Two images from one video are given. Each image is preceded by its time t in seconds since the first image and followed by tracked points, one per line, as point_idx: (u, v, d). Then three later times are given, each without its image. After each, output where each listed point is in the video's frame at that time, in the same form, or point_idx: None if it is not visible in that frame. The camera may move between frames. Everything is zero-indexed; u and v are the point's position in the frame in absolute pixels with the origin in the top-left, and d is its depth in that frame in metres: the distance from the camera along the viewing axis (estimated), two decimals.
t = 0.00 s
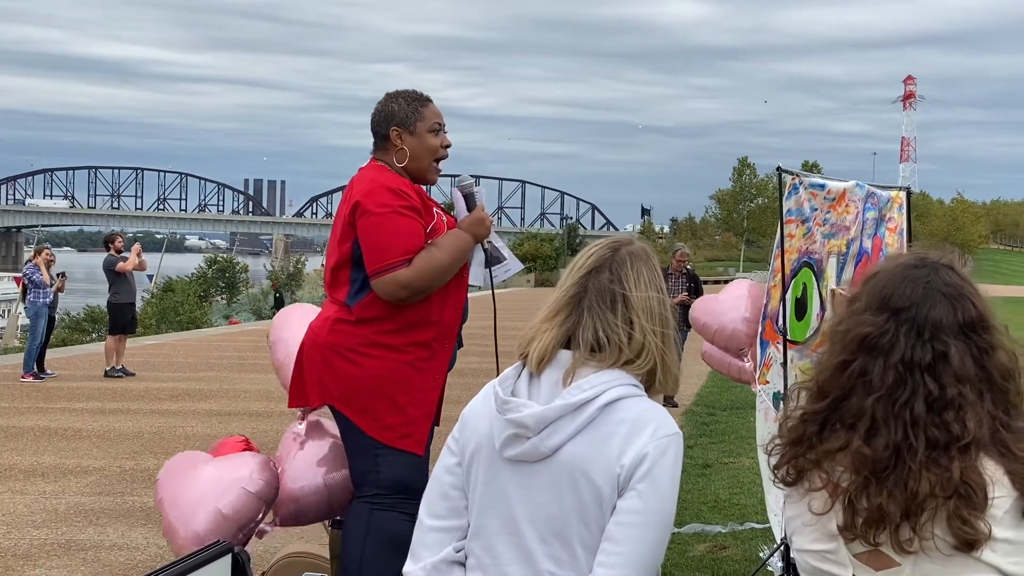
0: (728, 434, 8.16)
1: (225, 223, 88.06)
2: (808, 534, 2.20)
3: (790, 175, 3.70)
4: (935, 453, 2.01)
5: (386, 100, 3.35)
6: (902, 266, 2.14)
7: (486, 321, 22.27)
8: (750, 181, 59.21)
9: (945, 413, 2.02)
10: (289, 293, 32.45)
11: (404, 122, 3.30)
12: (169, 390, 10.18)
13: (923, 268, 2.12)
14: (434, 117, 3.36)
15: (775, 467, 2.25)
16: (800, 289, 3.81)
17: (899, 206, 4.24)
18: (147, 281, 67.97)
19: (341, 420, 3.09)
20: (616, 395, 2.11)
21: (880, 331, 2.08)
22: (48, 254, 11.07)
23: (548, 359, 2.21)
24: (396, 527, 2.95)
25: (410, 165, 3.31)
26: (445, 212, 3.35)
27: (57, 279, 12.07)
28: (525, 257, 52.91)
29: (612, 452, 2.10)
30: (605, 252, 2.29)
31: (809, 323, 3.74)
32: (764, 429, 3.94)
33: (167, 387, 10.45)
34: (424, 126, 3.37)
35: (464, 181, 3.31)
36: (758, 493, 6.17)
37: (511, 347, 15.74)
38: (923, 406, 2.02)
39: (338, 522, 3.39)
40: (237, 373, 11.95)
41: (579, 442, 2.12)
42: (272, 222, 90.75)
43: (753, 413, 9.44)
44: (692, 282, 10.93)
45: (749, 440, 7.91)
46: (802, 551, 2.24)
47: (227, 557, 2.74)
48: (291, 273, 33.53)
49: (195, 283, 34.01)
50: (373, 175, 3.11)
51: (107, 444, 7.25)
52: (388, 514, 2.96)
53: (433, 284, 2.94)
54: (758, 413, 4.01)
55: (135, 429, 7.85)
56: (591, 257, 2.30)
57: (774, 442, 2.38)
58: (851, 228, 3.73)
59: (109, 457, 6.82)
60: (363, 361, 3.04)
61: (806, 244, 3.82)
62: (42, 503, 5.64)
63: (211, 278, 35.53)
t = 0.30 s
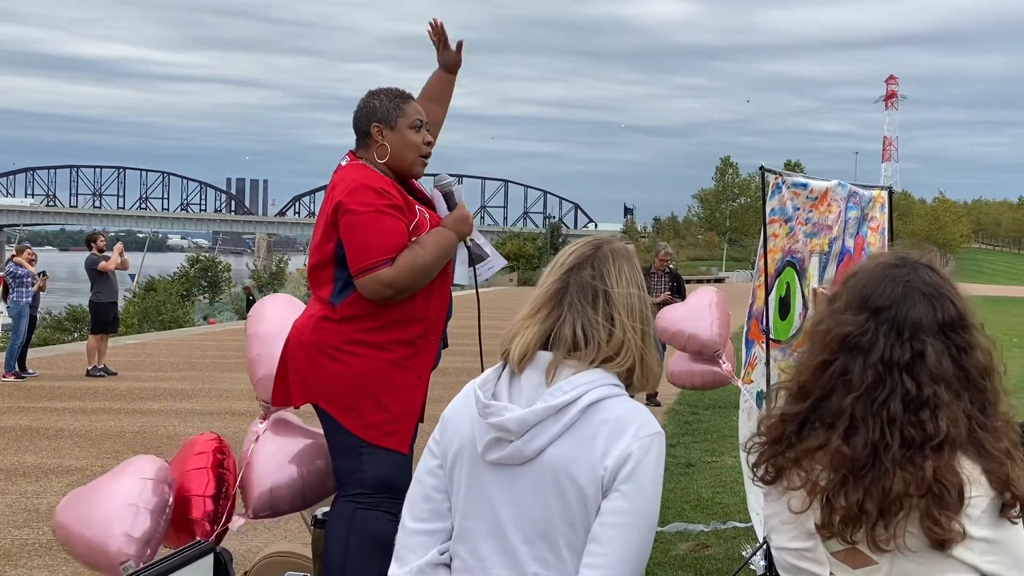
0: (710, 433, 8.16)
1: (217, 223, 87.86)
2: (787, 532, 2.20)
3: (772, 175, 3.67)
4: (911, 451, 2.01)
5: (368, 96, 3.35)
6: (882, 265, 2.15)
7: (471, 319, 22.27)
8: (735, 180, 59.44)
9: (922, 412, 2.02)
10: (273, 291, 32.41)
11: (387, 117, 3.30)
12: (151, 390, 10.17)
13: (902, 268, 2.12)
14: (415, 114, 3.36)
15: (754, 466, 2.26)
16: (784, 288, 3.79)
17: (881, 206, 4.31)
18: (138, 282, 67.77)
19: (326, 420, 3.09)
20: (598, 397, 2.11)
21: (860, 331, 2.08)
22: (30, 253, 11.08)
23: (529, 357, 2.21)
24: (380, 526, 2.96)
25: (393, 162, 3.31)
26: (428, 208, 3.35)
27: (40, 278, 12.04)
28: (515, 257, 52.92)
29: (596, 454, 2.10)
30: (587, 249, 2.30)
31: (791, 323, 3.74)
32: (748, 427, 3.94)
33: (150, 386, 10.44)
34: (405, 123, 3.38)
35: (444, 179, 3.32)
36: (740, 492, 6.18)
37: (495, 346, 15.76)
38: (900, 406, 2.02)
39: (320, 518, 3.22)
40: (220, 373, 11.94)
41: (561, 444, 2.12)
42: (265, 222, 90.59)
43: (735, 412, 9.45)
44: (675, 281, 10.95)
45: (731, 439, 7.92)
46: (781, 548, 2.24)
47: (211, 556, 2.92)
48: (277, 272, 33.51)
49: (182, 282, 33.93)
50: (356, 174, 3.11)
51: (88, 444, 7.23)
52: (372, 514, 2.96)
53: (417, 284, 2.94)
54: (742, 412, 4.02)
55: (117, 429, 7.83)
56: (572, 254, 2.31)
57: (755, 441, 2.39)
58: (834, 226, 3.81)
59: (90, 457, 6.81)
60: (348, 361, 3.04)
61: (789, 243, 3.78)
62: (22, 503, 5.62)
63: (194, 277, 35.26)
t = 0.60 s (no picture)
0: (694, 433, 8.18)
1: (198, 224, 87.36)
2: (769, 531, 2.21)
3: (756, 175, 3.66)
4: (896, 453, 2.02)
5: (353, 96, 3.34)
6: (871, 266, 2.16)
7: (454, 318, 22.23)
8: (717, 180, 59.81)
9: (909, 414, 2.04)
10: (255, 291, 32.24)
11: (371, 120, 3.30)
12: (134, 389, 10.10)
13: (891, 270, 2.13)
14: (400, 116, 3.35)
15: (737, 464, 2.27)
16: (767, 288, 3.79)
17: (863, 204, 4.42)
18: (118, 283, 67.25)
19: (312, 421, 3.09)
20: (585, 398, 2.12)
21: (850, 334, 2.09)
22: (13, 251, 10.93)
23: (515, 358, 2.21)
24: (366, 525, 2.97)
25: (376, 165, 3.30)
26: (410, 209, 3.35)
27: (20, 277, 11.93)
28: (498, 258, 52.91)
29: (584, 455, 2.11)
30: (570, 250, 2.31)
31: (774, 322, 3.81)
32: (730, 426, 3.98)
33: (132, 386, 10.37)
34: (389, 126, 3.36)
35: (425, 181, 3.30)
36: (723, 491, 6.21)
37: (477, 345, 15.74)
38: (889, 408, 2.04)
39: (304, 518, 3.22)
40: (203, 373, 11.87)
41: (549, 445, 2.12)
42: (246, 223, 90.17)
43: (718, 411, 9.48)
44: (658, 280, 10.96)
45: (714, 438, 7.94)
46: (762, 547, 2.25)
47: (200, 555, 3.04)
48: (258, 272, 33.34)
49: (164, 281, 33.71)
50: (339, 177, 3.10)
51: (69, 444, 7.19)
52: (359, 514, 2.97)
53: (402, 287, 2.94)
54: (726, 411, 4.04)
55: (99, 429, 7.78)
56: (556, 255, 2.31)
57: (738, 440, 2.40)
58: (815, 226, 3.98)
59: (71, 457, 6.76)
60: (334, 362, 3.04)
61: (772, 243, 3.76)
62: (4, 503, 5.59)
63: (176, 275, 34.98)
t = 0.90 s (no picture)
0: (678, 432, 8.20)
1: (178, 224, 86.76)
2: (755, 528, 2.22)
3: (740, 174, 3.70)
4: (885, 449, 2.04)
5: (341, 94, 3.33)
6: (856, 264, 2.17)
7: (438, 318, 22.17)
8: (699, 180, 60.06)
9: (897, 410, 2.06)
10: (237, 291, 32.06)
11: (358, 119, 3.29)
12: (116, 389, 10.02)
13: (877, 267, 2.15)
14: (386, 115, 3.35)
15: (723, 462, 2.27)
16: (752, 287, 3.83)
17: (846, 204, 4.42)
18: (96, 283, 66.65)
19: (295, 418, 3.08)
20: (572, 394, 2.13)
21: (838, 330, 2.10)
22: None
23: (503, 358, 2.21)
24: (349, 524, 2.96)
25: (362, 164, 3.31)
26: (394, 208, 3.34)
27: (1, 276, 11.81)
28: (481, 258, 52.87)
29: (571, 450, 2.12)
30: (556, 249, 2.31)
31: (759, 321, 3.82)
32: (715, 424, 3.99)
33: (114, 386, 10.29)
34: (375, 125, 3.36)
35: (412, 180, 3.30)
36: (707, 490, 6.24)
37: (461, 344, 15.70)
38: (878, 404, 2.06)
39: (288, 517, 3.21)
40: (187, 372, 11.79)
41: (536, 441, 2.13)
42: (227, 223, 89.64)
43: (701, 410, 9.50)
44: (641, 279, 10.98)
45: (698, 437, 7.96)
46: (746, 544, 2.26)
47: (180, 552, 3.00)
48: (241, 271, 33.13)
49: (144, 280, 33.44)
50: (324, 175, 3.09)
51: (51, 443, 7.12)
52: (342, 513, 2.97)
53: (387, 284, 2.94)
54: (709, 409, 4.06)
55: (82, 429, 7.72)
56: (542, 255, 2.31)
57: (721, 437, 2.40)
58: (800, 225, 4.01)
59: (53, 456, 6.70)
60: (317, 359, 3.04)
61: (756, 242, 3.82)
62: None
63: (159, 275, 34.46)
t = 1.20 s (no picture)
0: (648, 430, 8.24)
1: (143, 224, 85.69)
2: (730, 527, 2.25)
3: (710, 173, 3.74)
4: (858, 444, 2.06)
5: (312, 91, 3.30)
6: (825, 259, 2.21)
7: (411, 317, 22.10)
8: (668, 180, 60.45)
9: (870, 404, 2.08)
10: (206, 291, 31.72)
11: (331, 118, 3.27)
12: (85, 388, 9.90)
13: (845, 262, 2.19)
14: (357, 115, 3.34)
15: (698, 462, 2.30)
16: (722, 285, 3.83)
17: (816, 203, 4.52)
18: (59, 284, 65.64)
19: (264, 417, 3.06)
20: (542, 392, 2.14)
21: (809, 325, 2.13)
22: None
23: (474, 356, 2.20)
24: (320, 523, 2.94)
25: (333, 163, 3.30)
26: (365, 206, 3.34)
27: None
28: (451, 257, 52.79)
29: (542, 448, 2.12)
30: (526, 247, 2.32)
31: (729, 320, 3.85)
32: (686, 423, 4.03)
33: (84, 385, 10.15)
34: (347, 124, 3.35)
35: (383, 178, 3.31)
36: (677, 489, 6.28)
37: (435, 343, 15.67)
38: (851, 398, 2.08)
39: (259, 517, 3.19)
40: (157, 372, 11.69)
41: (507, 440, 2.13)
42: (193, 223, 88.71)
43: (672, 409, 9.57)
44: (611, 279, 11.05)
45: (669, 436, 8.01)
46: (722, 544, 2.29)
47: (149, 552, 2.95)
48: (211, 271, 32.79)
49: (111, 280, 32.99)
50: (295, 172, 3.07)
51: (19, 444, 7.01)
52: (312, 512, 2.95)
53: (358, 282, 2.93)
54: (680, 408, 4.09)
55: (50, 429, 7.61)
56: (512, 253, 2.32)
57: (697, 437, 2.43)
58: (770, 224, 4.07)
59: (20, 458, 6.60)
60: (287, 358, 3.02)
61: (727, 240, 3.84)
62: None
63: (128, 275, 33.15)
